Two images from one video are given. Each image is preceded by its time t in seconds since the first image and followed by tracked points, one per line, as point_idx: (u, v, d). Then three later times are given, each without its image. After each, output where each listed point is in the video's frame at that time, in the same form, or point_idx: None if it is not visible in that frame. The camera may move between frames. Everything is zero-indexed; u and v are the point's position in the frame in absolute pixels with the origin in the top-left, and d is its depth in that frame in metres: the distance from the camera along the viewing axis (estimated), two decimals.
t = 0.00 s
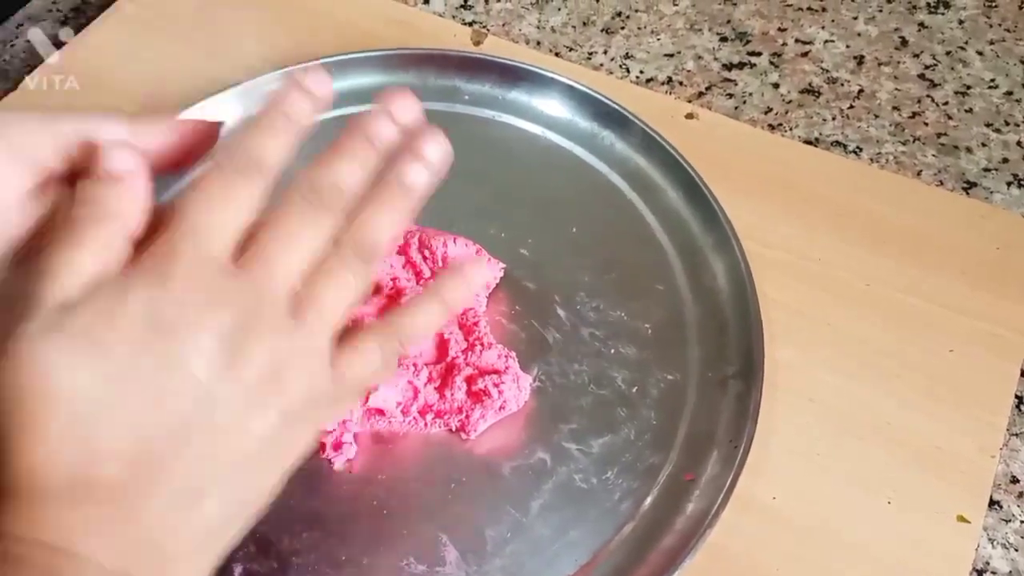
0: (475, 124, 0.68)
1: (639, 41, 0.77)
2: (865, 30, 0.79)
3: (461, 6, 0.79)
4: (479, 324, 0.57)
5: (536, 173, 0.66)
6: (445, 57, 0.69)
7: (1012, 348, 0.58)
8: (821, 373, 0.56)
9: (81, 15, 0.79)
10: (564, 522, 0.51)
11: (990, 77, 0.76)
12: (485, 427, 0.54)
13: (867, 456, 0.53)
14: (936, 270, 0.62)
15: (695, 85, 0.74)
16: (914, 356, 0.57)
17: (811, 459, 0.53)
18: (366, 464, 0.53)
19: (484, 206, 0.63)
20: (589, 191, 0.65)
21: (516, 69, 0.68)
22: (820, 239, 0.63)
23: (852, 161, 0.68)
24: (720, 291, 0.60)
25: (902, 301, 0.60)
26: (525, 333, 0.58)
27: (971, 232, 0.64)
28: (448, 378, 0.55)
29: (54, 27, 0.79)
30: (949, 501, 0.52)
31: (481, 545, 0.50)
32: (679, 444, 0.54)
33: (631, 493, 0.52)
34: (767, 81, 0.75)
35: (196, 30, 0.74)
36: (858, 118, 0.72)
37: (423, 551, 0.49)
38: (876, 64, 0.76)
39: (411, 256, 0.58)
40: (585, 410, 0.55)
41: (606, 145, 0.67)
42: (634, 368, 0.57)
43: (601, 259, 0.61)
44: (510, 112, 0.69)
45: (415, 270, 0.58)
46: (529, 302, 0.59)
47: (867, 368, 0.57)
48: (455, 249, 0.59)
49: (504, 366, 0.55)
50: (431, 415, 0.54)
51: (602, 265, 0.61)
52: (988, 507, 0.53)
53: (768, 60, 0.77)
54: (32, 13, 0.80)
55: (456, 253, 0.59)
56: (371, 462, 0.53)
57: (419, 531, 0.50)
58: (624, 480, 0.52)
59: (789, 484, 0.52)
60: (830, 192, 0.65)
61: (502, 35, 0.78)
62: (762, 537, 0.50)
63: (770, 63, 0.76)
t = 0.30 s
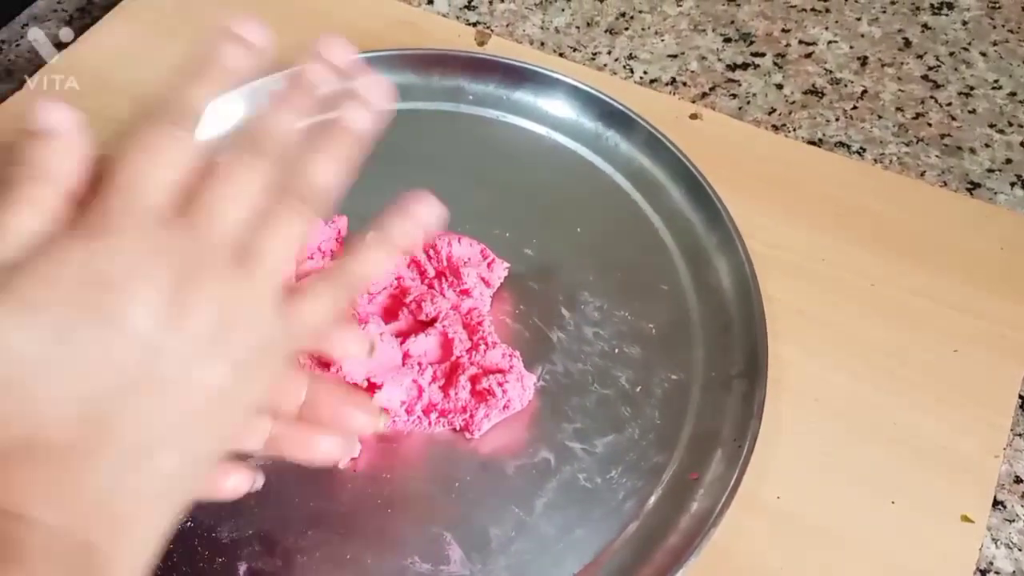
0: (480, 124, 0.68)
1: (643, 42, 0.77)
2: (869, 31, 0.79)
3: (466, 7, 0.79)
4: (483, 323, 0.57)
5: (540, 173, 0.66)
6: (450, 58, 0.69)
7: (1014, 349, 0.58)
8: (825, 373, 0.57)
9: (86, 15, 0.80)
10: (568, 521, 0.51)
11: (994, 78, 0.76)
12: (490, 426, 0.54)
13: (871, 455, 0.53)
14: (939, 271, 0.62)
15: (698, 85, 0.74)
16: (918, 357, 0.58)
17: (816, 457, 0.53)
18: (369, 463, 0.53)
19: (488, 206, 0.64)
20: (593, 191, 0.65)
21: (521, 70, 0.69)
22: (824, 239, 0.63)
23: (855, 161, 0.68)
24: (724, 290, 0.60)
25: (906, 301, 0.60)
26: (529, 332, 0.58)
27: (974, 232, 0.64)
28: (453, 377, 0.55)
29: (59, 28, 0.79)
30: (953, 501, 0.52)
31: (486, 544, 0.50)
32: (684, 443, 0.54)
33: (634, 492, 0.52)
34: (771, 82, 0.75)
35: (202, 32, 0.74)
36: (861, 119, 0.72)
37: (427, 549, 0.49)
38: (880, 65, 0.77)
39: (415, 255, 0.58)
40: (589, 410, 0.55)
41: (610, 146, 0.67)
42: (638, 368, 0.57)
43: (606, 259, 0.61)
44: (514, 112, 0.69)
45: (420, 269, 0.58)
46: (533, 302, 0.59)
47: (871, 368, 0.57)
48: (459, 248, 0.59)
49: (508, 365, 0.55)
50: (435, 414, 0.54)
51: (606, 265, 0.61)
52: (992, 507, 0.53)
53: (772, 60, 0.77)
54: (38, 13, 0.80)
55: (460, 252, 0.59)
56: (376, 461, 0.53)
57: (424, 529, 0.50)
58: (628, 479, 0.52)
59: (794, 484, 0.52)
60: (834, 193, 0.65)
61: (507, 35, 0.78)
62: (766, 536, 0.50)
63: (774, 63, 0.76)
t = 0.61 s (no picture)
0: (485, 126, 0.69)
1: (646, 45, 0.78)
2: (870, 35, 0.79)
3: (469, 10, 0.80)
4: (488, 324, 0.57)
5: (544, 175, 0.66)
6: (454, 60, 0.70)
7: (1015, 350, 0.58)
8: (827, 375, 0.57)
9: (92, 16, 0.80)
10: (572, 520, 0.51)
11: (995, 82, 0.76)
12: (494, 426, 0.54)
13: (872, 456, 0.54)
14: (940, 273, 0.62)
15: (701, 88, 0.75)
16: (919, 359, 0.58)
17: (818, 458, 0.54)
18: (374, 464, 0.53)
19: (492, 208, 0.64)
20: (596, 193, 0.66)
21: (525, 72, 0.69)
22: (826, 241, 0.63)
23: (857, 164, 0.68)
24: (727, 292, 0.60)
25: (908, 302, 0.60)
26: (532, 333, 0.58)
27: (976, 234, 0.64)
28: (458, 377, 0.55)
29: (65, 29, 0.79)
30: (953, 502, 0.52)
31: (490, 543, 0.50)
32: (687, 444, 0.54)
33: (638, 492, 0.52)
34: (773, 85, 0.75)
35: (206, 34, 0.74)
36: (863, 122, 0.73)
37: (432, 548, 0.50)
38: (881, 68, 0.77)
39: (419, 257, 0.59)
40: (592, 410, 0.55)
41: (614, 148, 0.67)
42: (641, 369, 0.57)
43: (609, 261, 0.62)
44: (518, 114, 0.69)
45: (424, 271, 0.59)
46: (536, 303, 0.60)
47: (872, 369, 0.57)
48: (463, 250, 0.59)
49: (513, 366, 0.55)
50: (440, 414, 0.54)
51: (609, 266, 0.62)
52: (992, 509, 0.53)
53: (774, 64, 0.77)
54: (44, 15, 0.80)
55: (465, 254, 0.59)
56: (380, 462, 0.53)
57: (429, 528, 0.50)
58: (631, 479, 0.53)
59: (795, 485, 0.52)
60: (836, 195, 0.66)
61: (510, 38, 0.78)
62: (767, 537, 0.50)
63: (776, 67, 0.77)
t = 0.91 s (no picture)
0: (484, 126, 0.69)
1: (644, 46, 0.78)
2: (869, 36, 0.80)
3: (469, 10, 0.80)
4: (486, 323, 0.57)
5: (543, 175, 0.66)
6: (453, 61, 0.70)
7: (1012, 350, 0.59)
8: (825, 374, 0.57)
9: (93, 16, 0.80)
10: (570, 519, 0.51)
11: (993, 83, 0.76)
12: (492, 425, 0.55)
13: (870, 456, 0.54)
14: (938, 273, 0.62)
15: (700, 89, 0.75)
16: (917, 359, 0.58)
17: (815, 458, 0.54)
18: (373, 463, 0.53)
19: (491, 207, 0.64)
20: (595, 193, 0.66)
21: (524, 72, 0.69)
22: (824, 241, 0.63)
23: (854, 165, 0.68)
24: (725, 292, 0.60)
25: (906, 303, 0.61)
26: (531, 333, 0.58)
27: (973, 235, 0.64)
28: (456, 376, 0.55)
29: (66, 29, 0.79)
30: (952, 501, 0.52)
31: (488, 542, 0.50)
32: (685, 443, 0.54)
33: (636, 491, 0.52)
34: (772, 86, 0.75)
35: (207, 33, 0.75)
36: (861, 123, 0.73)
37: (430, 546, 0.50)
38: (879, 70, 0.77)
39: (418, 257, 0.59)
40: (591, 409, 0.55)
41: (612, 148, 0.68)
42: (640, 368, 0.57)
43: (608, 260, 0.62)
44: (517, 115, 0.70)
45: (422, 271, 0.59)
46: (535, 302, 0.60)
47: (870, 369, 0.57)
48: (462, 249, 0.59)
49: (511, 365, 0.55)
50: (438, 413, 0.55)
51: (608, 266, 0.62)
52: (989, 509, 0.53)
53: (772, 65, 0.77)
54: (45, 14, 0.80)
55: (464, 253, 0.59)
56: (379, 460, 0.53)
57: (427, 526, 0.51)
58: (629, 478, 0.53)
59: (793, 485, 0.53)
60: (834, 196, 0.66)
61: (510, 39, 0.78)
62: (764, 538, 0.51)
63: (775, 68, 0.77)
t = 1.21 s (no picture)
0: (484, 127, 0.69)
1: (644, 47, 0.78)
2: (868, 37, 0.80)
3: (469, 11, 0.80)
4: (487, 324, 0.58)
5: (543, 176, 0.67)
6: (454, 62, 0.70)
7: (1012, 351, 0.59)
8: (825, 374, 0.57)
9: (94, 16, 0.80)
10: (570, 519, 0.51)
11: (992, 85, 0.76)
12: (493, 425, 0.55)
13: (869, 457, 0.54)
14: (938, 275, 0.62)
15: (699, 90, 0.75)
16: (916, 360, 0.58)
17: (814, 458, 0.54)
18: (373, 463, 0.53)
19: (491, 208, 0.64)
20: (596, 195, 0.66)
21: (524, 73, 0.69)
22: (824, 242, 0.64)
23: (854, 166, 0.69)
24: (725, 292, 0.60)
25: (906, 303, 0.61)
26: (532, 333, 0.59)
27: (972, 236, 0.64)
28: (457, 376, 0.55)
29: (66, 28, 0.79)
30: (951, 501, 0.52)
31: (488, 542, 0.50)
32: (684, 443, 0.54)
33: (636, 491, 0.53)
34: (772, 87, 0.76)
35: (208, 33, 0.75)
36: (861, 124, 0.73)
37: (431, 547, 0.50)
38: (879, 71, 0.77)
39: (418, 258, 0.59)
40: (591, 410, 0.55)
41: (612, 150, 0.68)
42: (640, 369, 0.57)
43: (608, 261, 0.62)
44: (517, 116, 0.70)
45: (423, 272, 0.59)
46: (536, 303, 0.60)
47: (870, 370, 0.58)
48: (463, 250, 0.60)
49: (511, 366, 0.56)
50: (438, 414, 0.55)
51: (608, 267, 0.62)
52: (988, 509, 0.53)
53: (772, 66, 0.77)
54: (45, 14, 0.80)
55: (464, 254, 0.60)
56: (379, 460, 0.53)
57: (428, 526, 0.51)
58: (629, 478, 0.53)
59: (794, 485, 0.53)
60: (834, 197, 0.66)
61: (510, 40, 0.78)
62: (762, 538, 0.51)
63: (775, 69, 0.77)
